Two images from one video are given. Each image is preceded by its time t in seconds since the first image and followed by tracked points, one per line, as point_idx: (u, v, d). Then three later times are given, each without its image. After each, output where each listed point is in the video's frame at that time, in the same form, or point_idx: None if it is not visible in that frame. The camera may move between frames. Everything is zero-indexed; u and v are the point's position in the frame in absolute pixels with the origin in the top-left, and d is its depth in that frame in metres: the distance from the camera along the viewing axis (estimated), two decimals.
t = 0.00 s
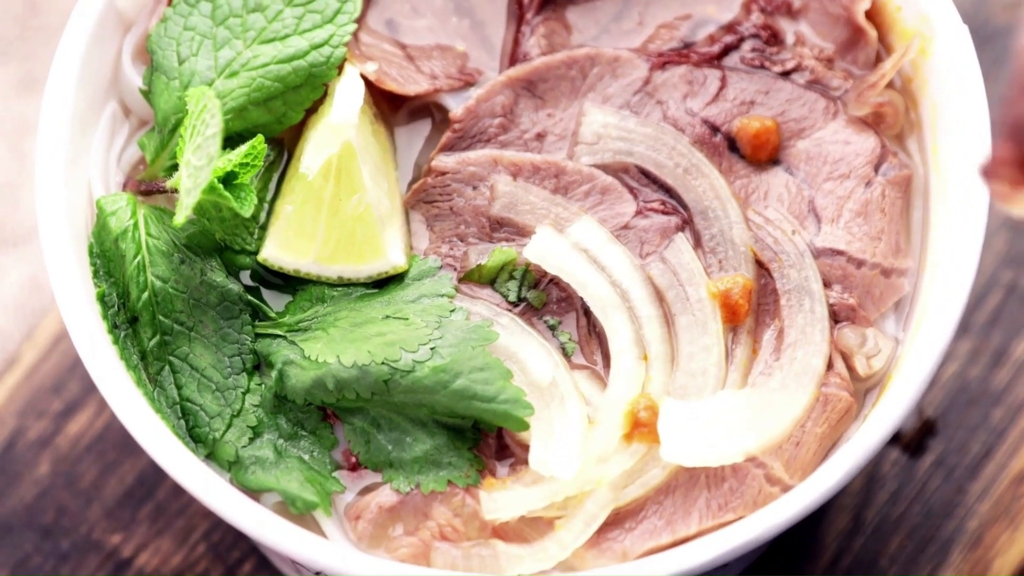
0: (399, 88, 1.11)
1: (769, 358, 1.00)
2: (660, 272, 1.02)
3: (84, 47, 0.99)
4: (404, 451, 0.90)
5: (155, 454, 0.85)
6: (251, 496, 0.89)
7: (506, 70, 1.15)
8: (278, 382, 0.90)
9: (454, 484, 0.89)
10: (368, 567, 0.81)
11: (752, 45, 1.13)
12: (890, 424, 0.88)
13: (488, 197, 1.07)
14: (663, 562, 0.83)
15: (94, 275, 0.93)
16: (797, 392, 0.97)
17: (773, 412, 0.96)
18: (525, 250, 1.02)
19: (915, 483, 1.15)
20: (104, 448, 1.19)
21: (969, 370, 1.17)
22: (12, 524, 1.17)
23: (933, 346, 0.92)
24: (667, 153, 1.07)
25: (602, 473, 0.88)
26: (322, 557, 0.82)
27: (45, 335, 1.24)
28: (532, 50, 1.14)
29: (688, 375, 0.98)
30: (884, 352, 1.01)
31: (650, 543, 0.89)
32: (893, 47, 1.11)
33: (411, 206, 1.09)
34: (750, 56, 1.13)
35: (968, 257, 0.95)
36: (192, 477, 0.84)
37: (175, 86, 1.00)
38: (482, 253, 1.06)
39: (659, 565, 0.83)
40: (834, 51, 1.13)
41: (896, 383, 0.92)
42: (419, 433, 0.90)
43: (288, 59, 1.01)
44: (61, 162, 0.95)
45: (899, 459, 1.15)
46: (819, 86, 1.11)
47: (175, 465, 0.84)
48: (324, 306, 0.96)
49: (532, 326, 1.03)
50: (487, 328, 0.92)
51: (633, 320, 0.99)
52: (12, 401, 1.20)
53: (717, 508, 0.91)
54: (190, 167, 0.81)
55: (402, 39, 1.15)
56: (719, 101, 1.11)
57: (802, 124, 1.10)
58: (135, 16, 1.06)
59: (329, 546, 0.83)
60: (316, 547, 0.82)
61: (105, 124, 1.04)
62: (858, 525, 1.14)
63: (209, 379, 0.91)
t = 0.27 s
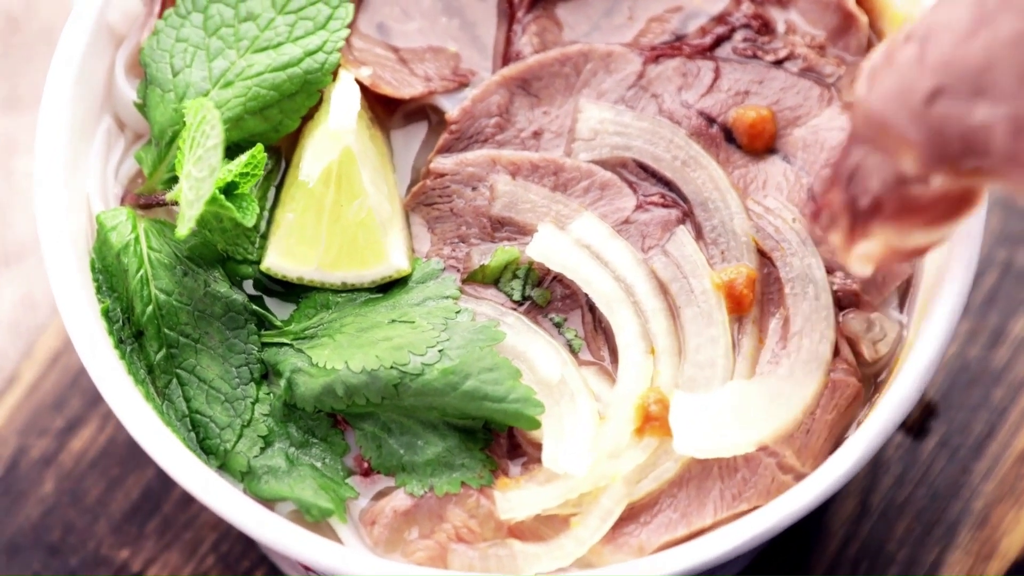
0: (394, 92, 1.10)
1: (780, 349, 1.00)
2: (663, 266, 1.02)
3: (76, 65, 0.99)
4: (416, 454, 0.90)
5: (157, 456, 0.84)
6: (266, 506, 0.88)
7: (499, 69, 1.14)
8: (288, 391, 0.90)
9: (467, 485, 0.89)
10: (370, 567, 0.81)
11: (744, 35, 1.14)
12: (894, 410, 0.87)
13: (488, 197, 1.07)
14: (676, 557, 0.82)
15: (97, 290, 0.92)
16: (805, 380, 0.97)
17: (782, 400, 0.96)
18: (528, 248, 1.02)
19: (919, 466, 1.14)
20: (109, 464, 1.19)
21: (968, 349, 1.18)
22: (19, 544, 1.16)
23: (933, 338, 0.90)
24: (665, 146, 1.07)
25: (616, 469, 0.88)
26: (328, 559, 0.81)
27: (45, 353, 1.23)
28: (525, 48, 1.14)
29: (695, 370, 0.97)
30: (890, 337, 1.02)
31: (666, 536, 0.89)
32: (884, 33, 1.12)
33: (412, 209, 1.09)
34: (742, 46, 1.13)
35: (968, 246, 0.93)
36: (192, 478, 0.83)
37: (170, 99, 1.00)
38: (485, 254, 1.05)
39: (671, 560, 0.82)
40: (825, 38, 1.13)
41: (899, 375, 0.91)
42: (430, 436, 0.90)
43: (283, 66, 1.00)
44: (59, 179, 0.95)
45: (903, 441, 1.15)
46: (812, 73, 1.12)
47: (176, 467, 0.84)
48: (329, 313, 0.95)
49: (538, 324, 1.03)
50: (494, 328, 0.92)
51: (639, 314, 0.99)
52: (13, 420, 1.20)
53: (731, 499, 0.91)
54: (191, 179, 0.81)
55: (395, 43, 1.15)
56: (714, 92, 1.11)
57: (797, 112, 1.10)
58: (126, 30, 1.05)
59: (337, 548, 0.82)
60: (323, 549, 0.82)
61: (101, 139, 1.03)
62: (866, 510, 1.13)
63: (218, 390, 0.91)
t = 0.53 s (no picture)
0: (390, 95, 1.11)
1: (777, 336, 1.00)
2: (667, 260, 1.02)
3: (73, 77, 0.98)
4: (429, 457, 0.90)
5: (157, 456, 0.84)
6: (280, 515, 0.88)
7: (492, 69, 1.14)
8: (298, 399, 0.89)
9: (482, 486, 0.89)
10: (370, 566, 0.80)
11: (736, 25, 1.13)
12: (902, 399, 0.87)
13: (488, 196, 1.07)
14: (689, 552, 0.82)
15: (101, 306, 0.92)
16: (811, 369, 0.98)
17: (790, 389, 0.96)
18: (531, 247, 1.02)
19: (923, 449, 1.14)
20: (114, 479, 1.18)
21: (967, 329, 1.18)
22: (28, 563, 1.16)
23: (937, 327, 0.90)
24: (662, 140, 1.07)
25: (630, 464, 0.88)
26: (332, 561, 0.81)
27: (45, 371, 1.23)
28: (517, 48, 1.14)
29: (704, 359, 0.98)
30: (895, 321, 1.00)
31: (682, 529, 0.89)
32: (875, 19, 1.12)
33: (411, 212, 1.08)
34: (734, 37, 1.13)
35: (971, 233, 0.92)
36: (192, 478, 0.83)
37: (166, 111, 0.99)
38: (488, 254, 1.05)
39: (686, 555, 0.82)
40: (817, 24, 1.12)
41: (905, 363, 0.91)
42: (442, 438, 0.90)
43: (277, 74, 1.00)
44: (58, 195, 0.94)
45: (906, 424, 1.15)
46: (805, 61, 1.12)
47: (177, 467, 0.84)
48: (335, 319, 0.95)
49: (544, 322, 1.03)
50: (501, 328, 0.92)
51: (644, 308, 0.99)
52: (16, 439, 1.20)
53: (745, 489, 0.91)
54: (193, 191, 0.81)
55: (387, 47, 1.15)
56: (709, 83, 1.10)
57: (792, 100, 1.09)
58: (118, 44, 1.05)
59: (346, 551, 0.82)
60: (326, 551, 0.81)
61: (98, 154, 1.03)
62: (872, 495, 1.14)
63: (227, 402, 0.90)
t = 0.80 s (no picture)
0: (386, 99, 1.10)
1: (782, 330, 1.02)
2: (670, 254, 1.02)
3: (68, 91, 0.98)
4: (439, 459, 0.89)
5: (156, 455, 0.84)
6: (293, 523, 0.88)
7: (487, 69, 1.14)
8: (306, 406, 0.89)
9: (494, 487, 0.89)
10: (367, 566, 0.81)
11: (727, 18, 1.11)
12: (909, 393, 0.87)
13: (489, 195, 1.07)
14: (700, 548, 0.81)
15: (105, 318, 0.92)
16: (816, 358, 0.98)
17: (796, 379, 0.97)
18: (533, 246, 1.01)
19: (925, 435, 1.15)
20: (118, 492, 1.18)
21: (965, 313, 1.18)
22: None
23: (943, 317, 0.90)
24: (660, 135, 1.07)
25: (642, 458, 0.89)
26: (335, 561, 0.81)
27: (45, 386, 1.22)
28: (511, 47, 1.12)
29: (711, 354, 0.98)
30: (898, 307, 1.00)
31: (695, 522, 0.89)
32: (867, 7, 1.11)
33: (412, 214, 1.07)
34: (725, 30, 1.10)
35: (971, 224, 0.93)
36: (190, 476, 0.83)
37: (163, 121, 0.99)
38: (490, 254, 1.05)
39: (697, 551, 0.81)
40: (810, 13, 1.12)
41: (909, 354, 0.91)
42: (452, 440, 0.89)
43: (272, 81, 0.99)
44: (58, 209, 0.94)
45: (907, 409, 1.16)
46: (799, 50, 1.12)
47: (175, 465, 0.83)
48: (340, 324, 0.95)
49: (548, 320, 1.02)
50: (507, 328, 0.92)
51: (648, 303, 0.99)
52: (18, 455, 1.19)
53: (757, 479, 0.91)
54: (195, 201, 0.80)
55: (382, 51, 1.15)
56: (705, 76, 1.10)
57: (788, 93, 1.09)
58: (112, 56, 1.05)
59: (352, 553, 0.82)
60: (327, 551, 0.81)
61: (95, 167, 1.03)
62: (877, 480, 1.14)
63: (235, 410, 0.90)
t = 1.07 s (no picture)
0: (382, 103, 1.09)
1: (785, 319, 1.03)
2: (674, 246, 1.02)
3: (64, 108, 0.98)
4: (454, 461, 0.89)
5: (157, 456, 0.84)
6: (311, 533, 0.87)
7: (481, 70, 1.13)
8: (318, 414, 0.89)
9: (510, 486, 0.89)
10: (370, 566, 0.81)
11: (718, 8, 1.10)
12: (917, 381, 0.88)
13: (489, 196, 1.07)
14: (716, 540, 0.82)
15: (112, 335, 0.91)
16: (823, 344, 0.99)
17: (803, 366, 0.98)
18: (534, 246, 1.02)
19: (928, 416, 1.18)
20: (126, 507, 1.18)
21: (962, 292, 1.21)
22: None
23: (949, 304, 0.91)
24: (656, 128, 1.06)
25: (656, 450, 0.89)
26: (342, 561, 0.81)
27: (47, 404, 1.22)
28: (503, 46, 1.12)
29: (718, 342, 0.99)
30: (903, 287, 1.01)
31: (712, 512, 0.89)
32: None
33: (414, 219, 1.07)
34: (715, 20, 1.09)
35: (973, 212, 0.94)
36: (191, 476, 0.83)
37: (161, 135, 0.98)
38: (493, 255, 1.06)
39: (714, 542, 0.82)
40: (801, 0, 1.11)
41: (915, 340, 0.91)
42: (466, 441, 0.90)
43: (267, 90, 0.99)
44: (59, 226, 0.94)
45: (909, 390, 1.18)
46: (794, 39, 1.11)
47: (175, 465, 0.84)
48: (347, 331, 0.95)
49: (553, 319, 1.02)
50: (515, 328, 0.92)
51: (654, 297, 1.00)
52: (23, 475, 1.19)
53: (771, 468, 0.90)
54: (198, 214, 0.80)
55: (375, 56, 1.15)
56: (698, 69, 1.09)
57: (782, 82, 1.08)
58: (104, 72, 1.05)
59: (365, 557, 0.82)
60: (333, 552, 0.81)
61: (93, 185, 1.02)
62: (882, 463, 1.16)
63: (247, 421, 0.90)
